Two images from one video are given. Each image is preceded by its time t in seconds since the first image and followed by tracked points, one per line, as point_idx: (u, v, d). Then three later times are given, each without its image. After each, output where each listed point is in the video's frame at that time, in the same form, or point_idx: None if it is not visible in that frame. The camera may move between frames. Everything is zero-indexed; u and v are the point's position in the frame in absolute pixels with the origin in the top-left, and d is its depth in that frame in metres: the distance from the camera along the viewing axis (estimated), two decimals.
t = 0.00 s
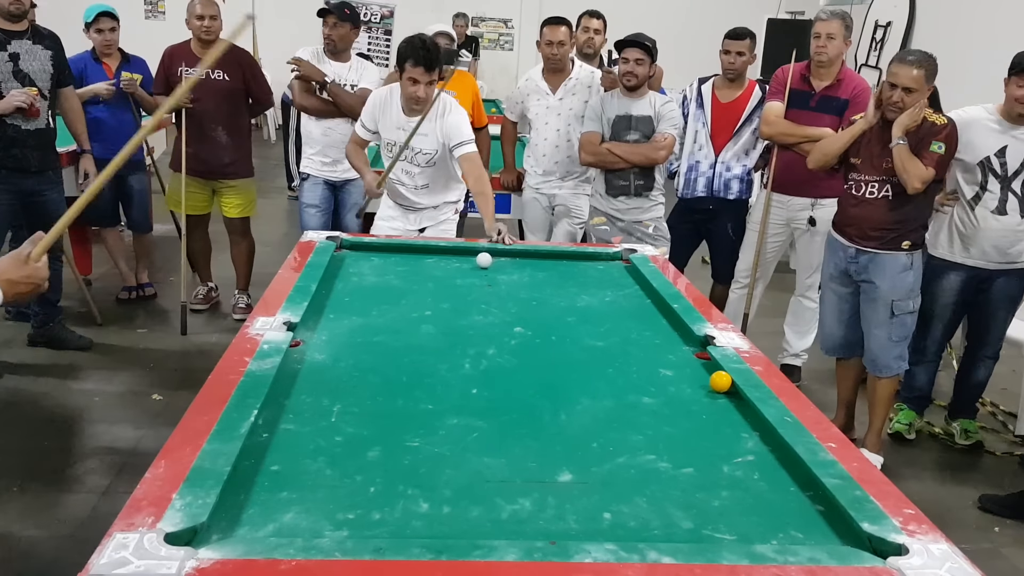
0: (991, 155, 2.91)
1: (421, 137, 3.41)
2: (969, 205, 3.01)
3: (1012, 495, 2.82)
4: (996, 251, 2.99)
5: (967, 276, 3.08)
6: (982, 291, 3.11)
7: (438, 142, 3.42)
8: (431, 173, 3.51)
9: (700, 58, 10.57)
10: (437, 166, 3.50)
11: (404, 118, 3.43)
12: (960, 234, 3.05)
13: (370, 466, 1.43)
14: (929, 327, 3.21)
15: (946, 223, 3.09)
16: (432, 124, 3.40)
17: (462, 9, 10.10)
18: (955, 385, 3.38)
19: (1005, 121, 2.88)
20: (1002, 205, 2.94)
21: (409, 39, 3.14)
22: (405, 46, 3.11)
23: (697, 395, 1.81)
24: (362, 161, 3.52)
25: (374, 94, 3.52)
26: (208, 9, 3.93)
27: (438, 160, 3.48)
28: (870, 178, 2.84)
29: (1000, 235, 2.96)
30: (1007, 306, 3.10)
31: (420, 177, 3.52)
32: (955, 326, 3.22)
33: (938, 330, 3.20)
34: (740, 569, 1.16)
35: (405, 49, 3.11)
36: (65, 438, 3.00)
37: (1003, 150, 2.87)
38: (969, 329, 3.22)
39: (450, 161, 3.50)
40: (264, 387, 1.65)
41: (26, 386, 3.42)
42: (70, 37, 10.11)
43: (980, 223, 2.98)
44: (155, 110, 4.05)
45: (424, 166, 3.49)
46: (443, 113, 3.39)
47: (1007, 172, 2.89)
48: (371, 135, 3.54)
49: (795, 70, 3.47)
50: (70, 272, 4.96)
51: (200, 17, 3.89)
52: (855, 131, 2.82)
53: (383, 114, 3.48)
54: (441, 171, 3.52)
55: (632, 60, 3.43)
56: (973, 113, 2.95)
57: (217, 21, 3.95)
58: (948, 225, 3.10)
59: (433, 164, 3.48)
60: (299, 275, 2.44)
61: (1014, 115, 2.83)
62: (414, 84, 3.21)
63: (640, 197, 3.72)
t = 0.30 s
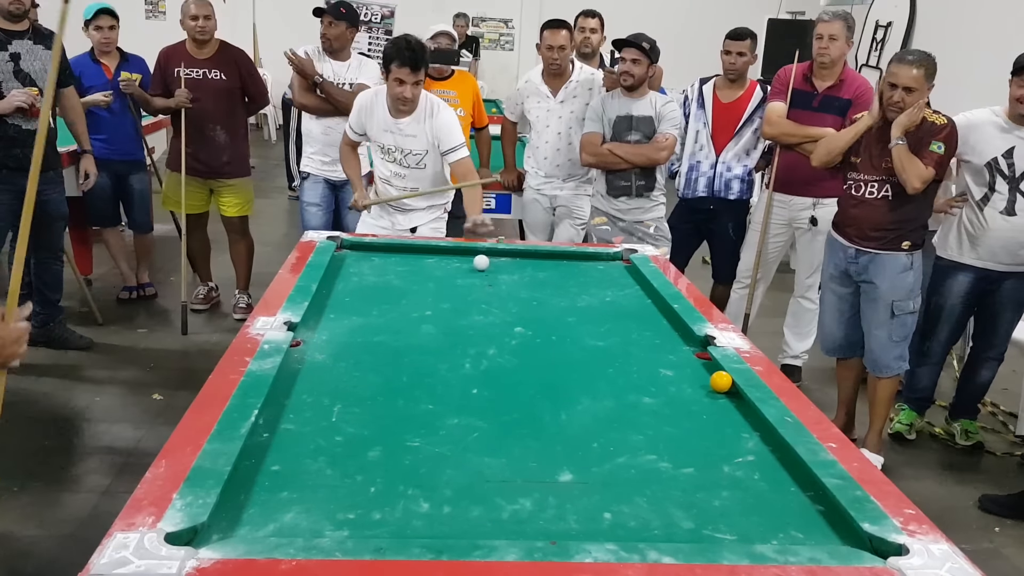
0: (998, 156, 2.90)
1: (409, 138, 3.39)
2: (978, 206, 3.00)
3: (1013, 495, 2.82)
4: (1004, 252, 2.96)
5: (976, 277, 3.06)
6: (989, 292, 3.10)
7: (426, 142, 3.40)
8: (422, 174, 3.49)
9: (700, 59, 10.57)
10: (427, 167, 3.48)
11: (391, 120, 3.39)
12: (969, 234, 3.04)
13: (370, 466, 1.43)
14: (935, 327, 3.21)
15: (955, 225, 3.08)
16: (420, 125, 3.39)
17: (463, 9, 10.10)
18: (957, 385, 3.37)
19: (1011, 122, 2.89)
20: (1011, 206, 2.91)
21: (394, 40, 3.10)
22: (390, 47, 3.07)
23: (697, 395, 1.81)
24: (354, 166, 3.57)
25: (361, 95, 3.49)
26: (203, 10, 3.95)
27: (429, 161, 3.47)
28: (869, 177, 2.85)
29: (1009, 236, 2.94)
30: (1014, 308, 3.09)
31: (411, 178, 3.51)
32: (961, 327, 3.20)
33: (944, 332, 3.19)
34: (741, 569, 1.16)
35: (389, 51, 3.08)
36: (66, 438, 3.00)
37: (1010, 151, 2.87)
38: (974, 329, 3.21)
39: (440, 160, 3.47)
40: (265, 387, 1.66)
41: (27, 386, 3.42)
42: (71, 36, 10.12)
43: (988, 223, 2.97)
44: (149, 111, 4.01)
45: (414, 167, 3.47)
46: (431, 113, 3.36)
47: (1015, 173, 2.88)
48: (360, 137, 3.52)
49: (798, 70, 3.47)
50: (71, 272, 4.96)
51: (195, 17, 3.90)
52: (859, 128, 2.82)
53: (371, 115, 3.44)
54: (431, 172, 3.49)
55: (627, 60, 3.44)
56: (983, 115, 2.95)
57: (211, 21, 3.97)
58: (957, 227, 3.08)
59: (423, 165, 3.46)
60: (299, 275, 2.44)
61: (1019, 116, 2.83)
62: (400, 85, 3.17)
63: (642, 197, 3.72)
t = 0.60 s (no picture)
0: (1002, 157, 2.89)
1: (386, 133, 3.39)
2: (982, 206, 2.99)
3: (1013, 495, 2.82)
4: (1010, 252, 2.97)
5: (979, 277, 3.05)
6: (993, 293, 3.10)
7: (401, 137, 3.41)
8: (399, 169, 3.50)
9: (700, 58, 10.58)
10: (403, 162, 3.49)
11: (365, 116, 3.38)
12: (973, 234, 3.03)
13: (371, 466, 1.43)
14: (938, 327, 3.21)
15: (959, 224, 3.07)
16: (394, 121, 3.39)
17: (463, 9, 10.11)
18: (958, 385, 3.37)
19: (1015, 123, 2.87)
20: (1016, 207, 2.91)
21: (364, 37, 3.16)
22: (365, 45, 3.12)
23: (698, 395, 1.81)
24: (329, 169, 3.51)
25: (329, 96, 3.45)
26: (201, 10, 3.97)
27: (404, 155, 3.48)
28: (868, 180, 2.84)
29: (1014, 237, 2.94)
30: (1017, 309, 3.09)
31: (387, 174, 3.50)
32: (964, 328, 3.20)
33: (946, 332, 3.19)
34: (741, 569, 1.16)
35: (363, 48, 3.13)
36: (65, 437, 3.01)
37: (1015, 152, 2.86)
38: (977, 329, 3.21)
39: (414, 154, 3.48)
40: (265, 387, 1.66)
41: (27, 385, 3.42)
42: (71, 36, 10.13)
43: (993, 224, 2.97)
44: (149, 111, 4.03)
45: (389, 161, 3.47)
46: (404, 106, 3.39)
47: (1020, 174, 2.88)
48: (332, 139, 3.47)
49: (800, 69, 3.49)
50: (71, 271, 4.96)
51: (193, 17, 3.90)
52: (866, 138, 2.77)
53: (342, 114, 3.41)
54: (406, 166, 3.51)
55: (631, 62, 3.42)
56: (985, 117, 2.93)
57: (209, 21, 3.97)
58: (961, 226, 3.08)
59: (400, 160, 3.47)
60: (300, 275, 2.44)
61: None
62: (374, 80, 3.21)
63: (642, 197, 3.72)
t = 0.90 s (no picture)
0: (1005, 159, 2.89)
1: (364, 130, 3.40)
2: (983, 206, 2.99)
3: (1013, 495, 2.82)
4: (1009, 253, 2.96)
5: (978, 276, 3.06)
6: (994, 293, 3.10)
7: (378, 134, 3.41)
8: (378, 165, 3.51)
9: (700, 58, 10.58)
10: (381, 159, 3.49)
11: (345, 114, 3.40)
12: (974, 233, 3.04)
13: (371, 466, 1.43)
14: (937, 326, 3.21)
15: (960, 222, 3.08)
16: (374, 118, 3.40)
17: (463, 9, 10.11)
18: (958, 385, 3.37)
19: (1019, 124, 2.87)
20: (1017, 209, 2.91)
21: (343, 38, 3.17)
22: (342, 45, 3.11)
23: (697, 395, 1.81)
24: (319, 165, 3.50)
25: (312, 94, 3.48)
26: (198, 10, 3.96)
27: (383, 151, 3.48)
28: (867, 180, 2.85)
29: (1014, 238, 2.94)
30: (1017, 309, 3.09)
31: (366, 170, 3.52)
32: (963, 328, 3.20)
33: (945, 331, 3.20)
34: (740, 569, 1.16)
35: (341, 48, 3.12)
36: (66, 437, 3.01)
37: (1018, 154, 2.86)
38: (977, 328, 3.21)
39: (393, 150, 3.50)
40: (265, 387, 1.66)
41: (28, 385, 3.43)
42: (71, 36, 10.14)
43: (993, 224, 2.97)
44: (149, 112, 4.05)
45: (370, 157, 3.48)
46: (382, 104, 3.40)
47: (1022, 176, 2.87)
48: (315, 136, 3.49)
49: (799, 70, 3.49)
50: (71, 271, 4.96)
51: (190, 17, 3.90)
52: (866, 139, 2.76)
53: (323, 112, 3.44)
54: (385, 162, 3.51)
55: (633, 63, 3.43)
56: (991, 116, 2.92)
57: (207, 22, 3.97)
58: (962, 225, 3.08)
59: (377, 156, 3.48)
60: (300, 275, 2.44)
61: None
62: (353, 81, 3.22)
63: (641, 197, 3.72)
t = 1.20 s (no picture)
0: (1000, 158, 2.89)
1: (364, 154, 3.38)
2: (977, 206, 3.00)
3: (1013, 495, 2.82)
4: (1003, 253, 2.97)
5: (972, 276, 3.06)
6: (989, 293, 3.10)
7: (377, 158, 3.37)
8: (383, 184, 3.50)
9: (700, 58, 10.57)
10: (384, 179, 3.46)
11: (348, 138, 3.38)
12: (967, 234, 3.04)
13: (371, 466, 1.43)
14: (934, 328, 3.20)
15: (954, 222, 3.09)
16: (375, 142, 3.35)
17: (463, 9, 10.11)
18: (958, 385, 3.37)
19: (1015, 124, 2.87)
20: (1011, 209, 2.92)
21: (348, 76, 3.04)
22: (345, 81, 3.03)
23: (697, 395, 1.81)
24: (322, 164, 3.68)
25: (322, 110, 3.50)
26: (197, 10, 3.96)
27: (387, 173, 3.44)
28: (867, 179, 2.85)
29: (1007, 239, 2.94)
30: (1010, 310, 3.10)
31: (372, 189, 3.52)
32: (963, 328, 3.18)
33: (944, 331, 3.16)
34: (741, 569, 1.16)
35: (344, 84, 3.04)
36: (66, 437, 3.01)
37: (1013, 154, 2.86)
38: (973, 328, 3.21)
39: (396, 171, 3.45)
40: (264, 387, 1.66)
41: (29, 385, 3.43)
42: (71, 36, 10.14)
43: (986, 224, 2.97)
44: (149, 112, 4.06)
45: (372, 178, 3.46)
46: (386, 131, 3.32)
47: (1017, 175, 2.87)
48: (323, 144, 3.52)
49: (798, 69, 3.48)
50: (71, 271, 4.97)
51: (189, 17, 3.90)
52: (866, 139, 2.76)
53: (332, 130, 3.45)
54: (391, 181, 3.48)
55: (633, 63, 3.42)
56: (988, 113, 2.92)
57: (206, 22, 3.97)
58: (956, 224, 3.09)
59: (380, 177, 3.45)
60: (300, 275, 2.44)
61: None
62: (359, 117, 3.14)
63: (641, 197, 3.72)
